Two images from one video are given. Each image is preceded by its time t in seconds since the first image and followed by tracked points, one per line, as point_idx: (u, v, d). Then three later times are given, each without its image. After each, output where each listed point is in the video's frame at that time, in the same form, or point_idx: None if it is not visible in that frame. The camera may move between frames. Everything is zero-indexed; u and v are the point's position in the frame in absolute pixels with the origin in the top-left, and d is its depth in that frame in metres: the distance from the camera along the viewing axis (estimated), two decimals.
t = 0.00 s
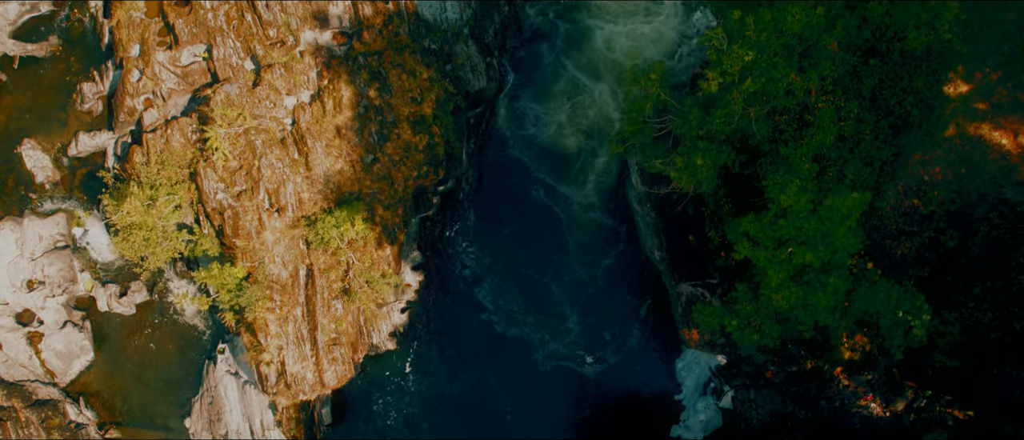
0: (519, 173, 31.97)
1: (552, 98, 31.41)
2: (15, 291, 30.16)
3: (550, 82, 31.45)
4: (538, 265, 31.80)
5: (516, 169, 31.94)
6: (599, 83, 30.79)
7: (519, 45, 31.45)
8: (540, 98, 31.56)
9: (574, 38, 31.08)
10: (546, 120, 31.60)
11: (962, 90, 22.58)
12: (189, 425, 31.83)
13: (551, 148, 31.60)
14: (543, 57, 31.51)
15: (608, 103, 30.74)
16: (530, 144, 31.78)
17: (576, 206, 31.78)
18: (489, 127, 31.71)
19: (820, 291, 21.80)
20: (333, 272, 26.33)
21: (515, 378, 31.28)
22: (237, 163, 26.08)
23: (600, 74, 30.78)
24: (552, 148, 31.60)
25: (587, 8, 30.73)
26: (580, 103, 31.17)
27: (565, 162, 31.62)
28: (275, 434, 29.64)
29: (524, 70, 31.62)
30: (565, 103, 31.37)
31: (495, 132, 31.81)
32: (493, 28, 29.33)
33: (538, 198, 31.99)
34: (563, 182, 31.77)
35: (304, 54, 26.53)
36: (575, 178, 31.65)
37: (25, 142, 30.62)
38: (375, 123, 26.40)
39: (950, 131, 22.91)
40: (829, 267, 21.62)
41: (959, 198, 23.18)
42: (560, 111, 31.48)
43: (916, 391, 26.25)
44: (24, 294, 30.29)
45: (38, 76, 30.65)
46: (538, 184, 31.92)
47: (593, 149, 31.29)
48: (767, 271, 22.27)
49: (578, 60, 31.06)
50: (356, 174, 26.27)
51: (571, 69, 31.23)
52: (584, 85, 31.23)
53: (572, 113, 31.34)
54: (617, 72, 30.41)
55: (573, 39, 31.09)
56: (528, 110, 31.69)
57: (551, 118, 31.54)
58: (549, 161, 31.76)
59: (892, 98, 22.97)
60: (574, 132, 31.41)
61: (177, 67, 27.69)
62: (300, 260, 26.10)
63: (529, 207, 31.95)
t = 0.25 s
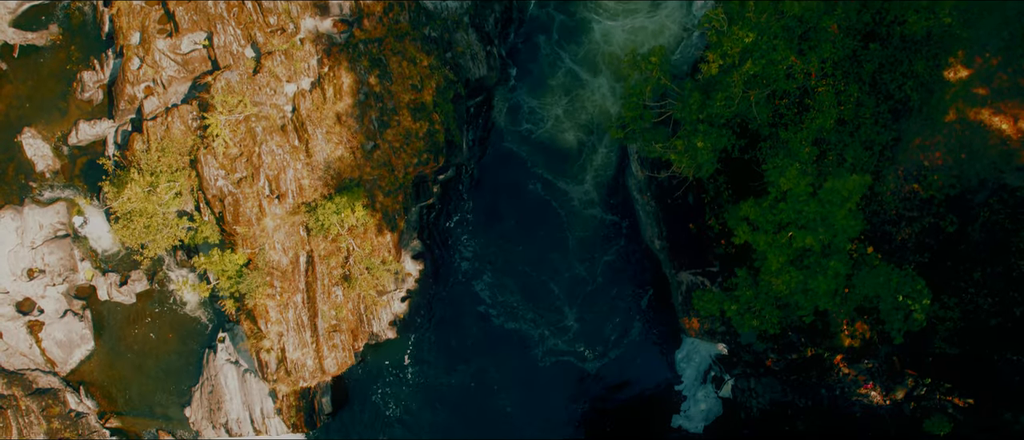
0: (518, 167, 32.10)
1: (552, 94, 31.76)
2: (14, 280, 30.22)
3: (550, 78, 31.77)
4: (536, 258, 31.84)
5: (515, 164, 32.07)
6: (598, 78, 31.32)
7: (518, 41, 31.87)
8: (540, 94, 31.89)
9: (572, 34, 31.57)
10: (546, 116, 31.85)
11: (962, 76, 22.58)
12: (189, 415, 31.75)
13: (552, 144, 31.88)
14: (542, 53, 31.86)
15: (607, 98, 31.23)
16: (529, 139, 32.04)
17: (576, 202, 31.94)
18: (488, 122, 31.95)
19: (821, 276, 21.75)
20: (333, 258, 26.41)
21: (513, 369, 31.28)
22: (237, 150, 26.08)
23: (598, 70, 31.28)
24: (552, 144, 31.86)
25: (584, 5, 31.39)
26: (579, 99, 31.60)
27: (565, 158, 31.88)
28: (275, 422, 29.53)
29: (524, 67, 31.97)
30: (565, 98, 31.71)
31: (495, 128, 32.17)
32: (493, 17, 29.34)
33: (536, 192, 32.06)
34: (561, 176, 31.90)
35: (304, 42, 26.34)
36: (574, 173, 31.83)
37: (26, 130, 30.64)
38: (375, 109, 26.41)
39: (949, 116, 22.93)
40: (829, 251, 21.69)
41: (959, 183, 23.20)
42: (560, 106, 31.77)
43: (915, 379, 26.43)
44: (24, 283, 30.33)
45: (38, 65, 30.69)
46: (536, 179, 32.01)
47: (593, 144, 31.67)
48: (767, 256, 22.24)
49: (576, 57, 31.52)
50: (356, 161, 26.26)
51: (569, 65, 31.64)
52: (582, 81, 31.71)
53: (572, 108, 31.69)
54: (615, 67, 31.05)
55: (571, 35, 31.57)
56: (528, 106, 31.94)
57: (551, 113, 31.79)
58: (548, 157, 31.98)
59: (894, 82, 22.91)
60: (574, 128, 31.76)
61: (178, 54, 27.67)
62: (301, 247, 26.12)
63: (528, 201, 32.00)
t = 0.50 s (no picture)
0: (517, 161, 32.33)
1: (551, 90, 31.89)
2: (14, 268, 30.26)
3: (548, 74, 31.84)
4: (535, 250, 31.92)
5: (514, 157, 32.35)
6: (597, 73, 31.21)
7: (517, 38, 31.90)
8: (539, 90, 32.00)
9: (571, 30, 31.48)
10: (545, 112, 32.01)
11: (962, 61, 22.60)
12: (189, 403, 31.78)
13: (551, 139, 32.09)
14: (541, 49, 31.85)
15: (606, 92, 31.19)
16: (527, 134, 32.25)
17: (575, 198, 32.07)
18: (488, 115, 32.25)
19: (820, 260, 21.88)
20: (333, 244, 26.39)
21: (511, 358, 31.38)
22: (237, 136, 26.12)
23: (597, 65, 31.20)
24: (551, 140, 32.07)
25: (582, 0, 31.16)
26: (578, 94, 31.65)
27: (563, 153, 32.06)
28: (275, 410, 29.73)
29: (523, 63, 32.05)
30: (564, 94, 31.80)
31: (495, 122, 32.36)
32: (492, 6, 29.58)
33: (535, 185, 32.28)
34: (559, 171, 32.14)
35: (305, 29, 26.40)
36: (571, 168, 32.01)
37: (26, 119, 30.65)
38: (375, 96, 26.41)
39: (949, 101, 22.94)
40: (829, 235, 21.80)
41: (959, 168, 23.23)
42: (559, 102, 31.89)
43: (915, 367, 26.49)
44: (24, 271, 30.38)
45: (38, 53, 30.70)
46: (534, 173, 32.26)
47: (592, 139, 31.81)
48: (767, 240, 22.26)
49: (575, 52, 31.42)
50: (356, 147, 26.28)
51: (568, 60, 31.64)
52: (581, 76, 31.70)
53: (571, 104, 31.76)
54: (614, 61, 30.90)
55: (570, 31, 31.46)
56: (528, 103, 32.12)
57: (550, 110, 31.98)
58: (546, 151, 32.15)
59: (894, 66, 22.79)
60: (573, 123, 31.86)
61: (178, 42, 27.64)
62: (301, 233, 26.14)
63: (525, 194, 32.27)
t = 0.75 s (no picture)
0: (514, 155, 32.52)
1: (551, 85, 32.22)
2: (14, 255, 30.22)
3: (547, 69, 32.22)
4: (536, 243, 32.18)
5: (511, 151, 32.54)
6: (595, 66, 31.64)
7: (515, 34, 32.11)
8: (539, 85, 32.32)
9: (569, 24, 31.79)
10: (545, 108, 32.36)
11: (962, 44, 22.64)
12: (189, 391, 31.78)
13: (550, 133, 32.42)
14: (540, 44, 32.17)
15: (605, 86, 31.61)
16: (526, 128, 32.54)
17: (575, 192, 32.39)
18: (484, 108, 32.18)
19: (820, 241, 22.00)
20: (333, 230, 26.38)
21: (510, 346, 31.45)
22: (238, 122, 26.14)
23: (595, 58, 31.61)
24: (551, 135, 32.38)
25: None
26: (578, 88, 32.06)
27: (562, 147, 32.43)
28: (275, 397, 29.63)
29: (521, 58, 32.32)
30: (564, 89, 32.20)
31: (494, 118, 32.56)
32: None
33: (532, 179, 32.52)
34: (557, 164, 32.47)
35: (305, 15, 26.31)
36: (570, 162, 32.37)
37: (26, 107, 30.58)
38: (376, 81, 26.44)
39: (949, 84, 22.96)
40: (829, 216, 21.89)
41: (959, 153, 23.21)
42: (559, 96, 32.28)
43: (915, 354, 26.40)
44: (24, 258, 30.33)
45: (38, 41, 30.67)
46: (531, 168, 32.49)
47: (592, 133, 32.18)
48: (767, 222, 22.65)
49: (573, 47, 31.79)
50: (356, 132, 26.31)
51: (566, 55, 32.03)
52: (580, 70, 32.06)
53: (571, 98, 32.16)
54: (612, 55, 31.36)
55: (568, 25, 31.80)
56: (529, 98, 32.41)
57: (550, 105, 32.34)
58: (544, 146, 32.49)
59: (894, 49, 22.77)
60: (574, 117, 32.25)
61: (178, 28, 27.70)
62: (301, 218, 26.15)
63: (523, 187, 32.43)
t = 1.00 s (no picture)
0: (511, 147, 32.54)
1: (550, 78, 32.67)
2: (15, 242, 30.21)
3: (545, 63, 32.72)
4: (535, 234, 32.09)
5: (508, 143, 32.60)
6: (593, 59, 32.28)
7: (513, 29, 32.58)
8: (538, 79, 32.73)
9: (568, 19, 32.57)
10: (545, 102, 32.67)
11: (963, 27, 22.63)
12: (189, 379, 31.78)
13: (550, 126, 32.61)
14: (537, 39, 32.81)
15: (603, 78, 32.15)
16: (524, 121, 32.62)
17: (575, 186, 32.33)
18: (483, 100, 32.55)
19: (819, 221, 22.33)
20: (333, 214, 26.41)
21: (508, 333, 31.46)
22: (238, 107, 26.01)
23: (592, 52, 32.25)
24: (550, 128, 32.54)
25: None
26: (577, 81, 32.54)
27: (561, 139, 32.52)
28: (275, 383, 29.70)
29: (521, 53, 32.79)
30: (563, 82, 32.60)
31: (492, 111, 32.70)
32: None
33: (529, 171, 32.50)
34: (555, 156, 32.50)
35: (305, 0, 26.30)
36: (568, 154, 32.43)
37: (26, 93, 30.51)
38: (376, 66, 26.45)
39: (950, 67, 22.92)
40: (829, 195, 22.17)
41: (959, 136, 23.21)
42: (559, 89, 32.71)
43: (915, 340, 25.84)
44: (24, 245, 30.33)
45: (38, 28, 30.66)
46: (528, 160, 32.51)
47: (592, 126, 32.37)
48: (767, 205, 22.92)
49: (570, 41, 32.46)
50: (356, 117, 26.34)
51: (565, 51, 32.64)
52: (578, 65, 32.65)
53: (570, 91, 32.58)
54: (609, 48, 32.12)
55: (566, 21, 32.56)
56: (528, 91, 32.73)
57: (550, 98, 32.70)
58: (542, 137, 32.60)
59: (894, 31, 22.76)
60: (573, 109, 32.57)
61: (178, 14, 27.78)
62: (301, 203, 26.19)
63: (519, 178, 32.38)
